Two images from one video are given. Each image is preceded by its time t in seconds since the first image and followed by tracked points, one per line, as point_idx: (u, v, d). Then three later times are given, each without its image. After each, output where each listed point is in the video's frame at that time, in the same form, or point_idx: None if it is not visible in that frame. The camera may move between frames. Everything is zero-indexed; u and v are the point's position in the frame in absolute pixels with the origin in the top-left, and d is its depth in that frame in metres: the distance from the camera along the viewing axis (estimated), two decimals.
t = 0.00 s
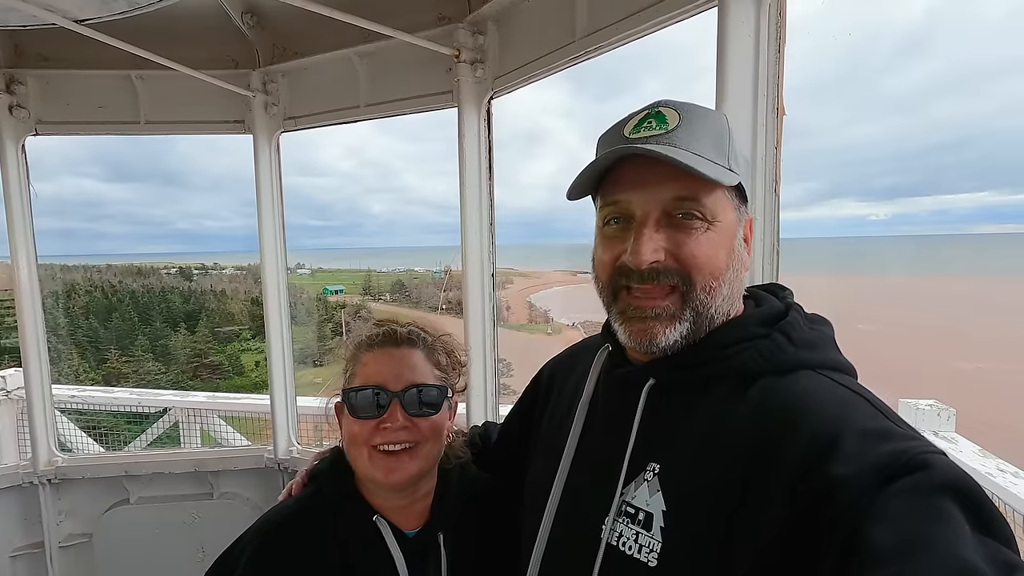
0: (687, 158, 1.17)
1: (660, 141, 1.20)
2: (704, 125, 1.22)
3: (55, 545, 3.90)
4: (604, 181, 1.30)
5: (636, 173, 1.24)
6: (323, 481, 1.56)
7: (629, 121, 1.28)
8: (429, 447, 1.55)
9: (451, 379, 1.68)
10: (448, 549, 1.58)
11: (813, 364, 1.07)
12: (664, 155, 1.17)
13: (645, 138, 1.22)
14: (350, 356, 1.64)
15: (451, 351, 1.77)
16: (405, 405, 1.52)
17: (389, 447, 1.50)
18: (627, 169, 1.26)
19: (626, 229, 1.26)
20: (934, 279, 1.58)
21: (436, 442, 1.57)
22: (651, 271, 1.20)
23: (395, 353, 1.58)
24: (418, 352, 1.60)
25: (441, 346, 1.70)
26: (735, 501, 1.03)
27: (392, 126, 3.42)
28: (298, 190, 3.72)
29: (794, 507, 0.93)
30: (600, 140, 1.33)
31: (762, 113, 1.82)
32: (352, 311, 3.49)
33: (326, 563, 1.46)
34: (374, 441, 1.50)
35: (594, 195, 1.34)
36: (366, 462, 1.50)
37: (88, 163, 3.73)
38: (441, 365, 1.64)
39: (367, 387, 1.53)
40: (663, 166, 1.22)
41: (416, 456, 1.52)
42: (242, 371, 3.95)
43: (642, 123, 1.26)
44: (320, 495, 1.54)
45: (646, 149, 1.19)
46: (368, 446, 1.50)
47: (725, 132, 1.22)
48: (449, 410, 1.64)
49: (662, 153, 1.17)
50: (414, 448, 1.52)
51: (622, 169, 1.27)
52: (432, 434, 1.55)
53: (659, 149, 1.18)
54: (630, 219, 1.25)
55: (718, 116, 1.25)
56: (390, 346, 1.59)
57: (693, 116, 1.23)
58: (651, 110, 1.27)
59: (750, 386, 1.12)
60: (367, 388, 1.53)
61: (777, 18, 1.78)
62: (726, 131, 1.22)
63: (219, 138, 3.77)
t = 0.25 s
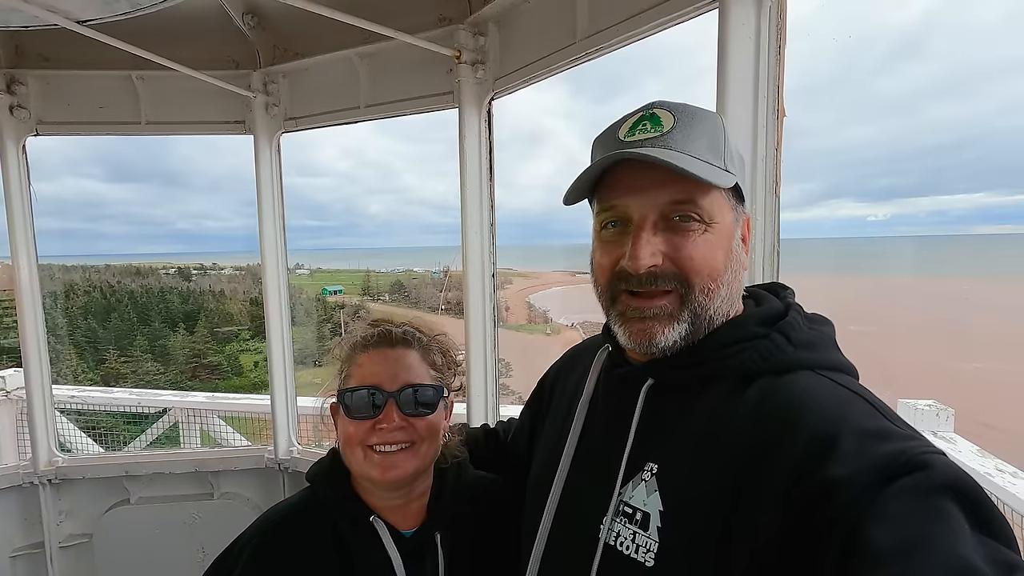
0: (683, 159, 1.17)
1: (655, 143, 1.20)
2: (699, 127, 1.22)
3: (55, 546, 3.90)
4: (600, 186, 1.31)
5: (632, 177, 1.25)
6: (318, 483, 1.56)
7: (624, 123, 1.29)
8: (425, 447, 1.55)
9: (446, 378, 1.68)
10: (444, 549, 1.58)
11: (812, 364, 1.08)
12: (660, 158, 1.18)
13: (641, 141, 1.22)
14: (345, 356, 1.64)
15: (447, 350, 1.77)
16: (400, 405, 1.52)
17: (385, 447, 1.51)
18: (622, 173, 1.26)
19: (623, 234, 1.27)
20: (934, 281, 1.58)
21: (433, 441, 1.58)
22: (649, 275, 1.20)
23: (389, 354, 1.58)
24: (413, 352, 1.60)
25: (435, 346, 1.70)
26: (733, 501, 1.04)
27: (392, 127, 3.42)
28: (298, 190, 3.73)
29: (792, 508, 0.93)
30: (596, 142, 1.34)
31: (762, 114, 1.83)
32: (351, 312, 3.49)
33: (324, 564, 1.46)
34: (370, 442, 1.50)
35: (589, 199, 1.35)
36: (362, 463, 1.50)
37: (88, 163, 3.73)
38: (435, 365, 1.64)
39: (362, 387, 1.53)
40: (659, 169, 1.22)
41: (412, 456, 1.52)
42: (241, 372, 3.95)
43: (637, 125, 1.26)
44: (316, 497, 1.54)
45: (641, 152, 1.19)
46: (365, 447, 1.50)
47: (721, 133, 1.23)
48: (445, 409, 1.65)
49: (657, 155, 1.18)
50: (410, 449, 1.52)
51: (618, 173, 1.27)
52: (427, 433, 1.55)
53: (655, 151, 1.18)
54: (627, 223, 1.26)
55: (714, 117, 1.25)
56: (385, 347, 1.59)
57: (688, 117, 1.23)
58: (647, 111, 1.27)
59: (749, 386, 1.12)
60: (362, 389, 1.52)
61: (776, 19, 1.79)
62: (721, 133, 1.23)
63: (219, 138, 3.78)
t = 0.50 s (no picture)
0: (686, 155, 1.17)
1: (658, 140, 1.21)
2: (703, 123, 1.22)
3: (54, 545, 3.90)
4: (602, 182, 1.31)
5: (634, 173, 1.25)
6: (316, 480, 1.56)
7: (627, 119, 1.29)
8: (422, 443, 1.55)
9: (443, 375, 1.68)
10: (444, 546, 1.59)
11: (814, 361, 1.08)
12: (663, 154, 1.18)
13: (644, 137, 1.23)
14: (340, 356, 1.64)
15: (443, 347, 1.77)
16: (396, 402, 1.52)
17: (382, 444, 1.51)
18: (624, 169, 1.27)
19: (626, 230, 1.27)
20: (935, 279, 1.58)
21: (430, 438, 1.57)
22: (651, 271, 1.21)
23: (383, 352, 1.58)
24: (407, 349, 1.60)
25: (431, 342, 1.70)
26: (735, 497, 1.04)
27: (392, 126, 3.42)
28: (298, 190, 3.73)
29: (793, 506, 0.94)
30: (597, 140, 1.35)
31: (763, 113, 1.84)
32: (351, 312, 3.50)
33: (323, 561, 1.46)
34: (367, 438, 1.50)
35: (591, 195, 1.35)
36: (359, 459, 1.51)
37: (88, 162, 3.73)
38: (431, 361, 1.64)
39: (359, 385, 1.54)
40: (661, 166, 1.22)
41: (409, 452, 1.52)
42: (240, 371, 3.95)
43: (640, 121, 1.26)
44: (314, 495, 1.54)
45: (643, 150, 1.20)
46: (362, 444, 1.51)
47: (722, 129, 1.23)
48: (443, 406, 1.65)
49: (660, 151, 1.18)
50: (406, 445, 1.52)
51: (620, 170, 1.27)
52: (424, 430, 1.55)
53: (658, 147, 1.19)
54: (630, 219, 1.26)
55: (715, 113, 1.25)
56: (379, 345, 1.59)
57: (692, 114, 1.23)
58: (648, 108, 1.28)
59: (751, 383, 1.12)
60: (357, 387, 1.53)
61: (777, 19, 1.79)
62: (723, 128, 1.23)
63: (220, 137, 3.78)
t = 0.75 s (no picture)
0: (685, 157, 1.17)
1: (657, 142, 1.20)
2: (701, 125, 1.22)
3: (53, 545, 3.89)
4: (600, 184, 1.31)
5: (633, 176, 1.25)
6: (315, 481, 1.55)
7: (624, 121, 1.29)
8: (419, 445, 1.54)
9: (441, 377, 1.68)
10: (442, 548, 1.58)
11: (813, 364, 1.07)
12: (661, 156, 1.18)
13: (642, 139, 1.22)
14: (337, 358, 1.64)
15: (441, 349, 1.77)
16: (392, 405, 1.52)
17: (378, 447, 1.50)
18: (623, 171, 1.26)
19: (625, 232, 1.27)
20: (934, 281, 1.58)
21: (427, 440, 1.57)
22: (651, 274, 1.21)
23: (380, 353, 1.57)
24: (404, 351, 1.60)
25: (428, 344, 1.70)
26: (734, 501, 1.04)
27: (391, 126, 3.42)
28: (297, 190, 3.72)
29: (791, 509, 0.93)
30: (596, 141, 1.34)
31: (762, 114, 1.83)
32: (350, 312, 3.49)
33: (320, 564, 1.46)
34: (362, 441, 1.50)
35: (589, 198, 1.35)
36: (355, 462, 1.50)
37: (87, 162, 3.73)
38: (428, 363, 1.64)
39: (355, 387, 1.53)
40: (659, 168, 1.22)
41: (404, 455, 1.52)
42: (239, 372, 3.94)
43: (638, 123, 1.26)
44: (312, 497, 1.54)
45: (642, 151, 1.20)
46: (358, 447, 1.50)
47: (722, 131, 1.22)
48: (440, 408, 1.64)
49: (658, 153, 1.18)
50: (403, 447, 1.52)
51: (619, 172, 1.27)
52: (420, 432, 1.54)
53: (656, 149, 1.19)
54: (629, 221, 1.26)
55: (714, 115, 1.25)
56: (375, 347, 1.59)
57: (690, 115, 1.23)
58: (647, 109, 1.27)
59: (749, 386, 1.12)
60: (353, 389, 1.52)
61: (776, 19, 1.79)
62: (722, 130, 1.22)
63: (218, 138, 3.77)
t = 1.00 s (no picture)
0: (681, 158, 1.18)
1: (654, 142, 1.21)
2: (699, 125, 1.23)
3: (53, 545, 3.89)
4: (598, 184, 1.31)
5: (630, 175, 1.25)
6: (315, 480, 1.56)
7: (623, 122, 1.30)
8: (419, 445, 1.55)
9: (442, 377, 1.69)
10: (442, 547, 1.59)
11: (810, 364, 1.08)
12: (658, 156, 1.18)
13: (639, 140, 1.23)
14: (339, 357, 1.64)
15: (442, 349, 1.78)
16: (392, 405, 1.52)
17: (379, 447, 1.51)
18: (620, 172, 1.27)
19: (622, 232, 1.27)
20: (932, 281, 1.59)
21: (427, 440, 1.57)
22: (648, 273, 1.21)
23: (381, 353, 1.58)
24: (405, 351, 1.60)
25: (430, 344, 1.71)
26: (731, 500, 1.04)
27: (391, 127, 3.42)
28: (297, 190, 3.73)
29: (788, 509, 0.94)
30: (595, 141, 1.34)
31: (760, 115, 1.84)
32: (350, 312, 3.50)
33: (321, 562, 1.46)
34: (363, 440, 1.50)
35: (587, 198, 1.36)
36: (355, 461, 1.51)
37: (87, 163, 3.73)
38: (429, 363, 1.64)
39: (357, 387, 1.54)
40: (657, 168, 1.23)
41: (405, 455, 1.52)
42: (239, 372, 3.94)
43: (637, 124, 1.27)
44: (313, 496, 1.54)
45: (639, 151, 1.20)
46: (359, 447, 1.50)
47: (720, 132, 1.23)
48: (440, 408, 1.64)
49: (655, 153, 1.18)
50: (403, 447, 1.52)
51: (616, 172, 1.28)
52: (420, 432, 1.55)
53: (653, 149, 1.19)
54: (626, 221, 1.27)
55: (712, 116, 1.26)
56: (377, 347, 1.59)
57: (687, 116, 1.24)
58: (646, 110, 1.28)
59: (747, 385, 1.13)
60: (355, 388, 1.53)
61: (774, 21, 1.79)
62: (720, 131, 1.23)
63: (218, 138, 3.77)
